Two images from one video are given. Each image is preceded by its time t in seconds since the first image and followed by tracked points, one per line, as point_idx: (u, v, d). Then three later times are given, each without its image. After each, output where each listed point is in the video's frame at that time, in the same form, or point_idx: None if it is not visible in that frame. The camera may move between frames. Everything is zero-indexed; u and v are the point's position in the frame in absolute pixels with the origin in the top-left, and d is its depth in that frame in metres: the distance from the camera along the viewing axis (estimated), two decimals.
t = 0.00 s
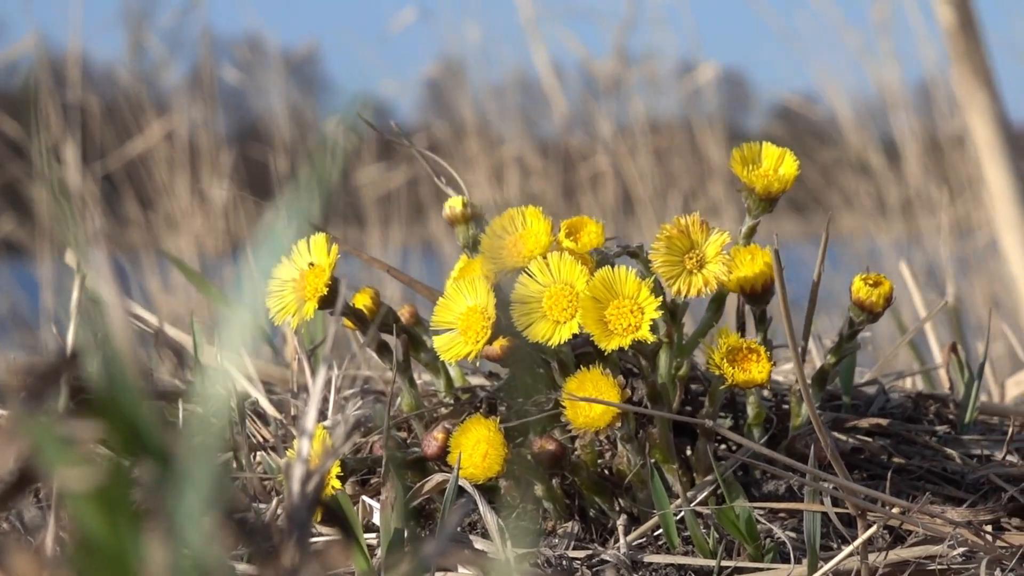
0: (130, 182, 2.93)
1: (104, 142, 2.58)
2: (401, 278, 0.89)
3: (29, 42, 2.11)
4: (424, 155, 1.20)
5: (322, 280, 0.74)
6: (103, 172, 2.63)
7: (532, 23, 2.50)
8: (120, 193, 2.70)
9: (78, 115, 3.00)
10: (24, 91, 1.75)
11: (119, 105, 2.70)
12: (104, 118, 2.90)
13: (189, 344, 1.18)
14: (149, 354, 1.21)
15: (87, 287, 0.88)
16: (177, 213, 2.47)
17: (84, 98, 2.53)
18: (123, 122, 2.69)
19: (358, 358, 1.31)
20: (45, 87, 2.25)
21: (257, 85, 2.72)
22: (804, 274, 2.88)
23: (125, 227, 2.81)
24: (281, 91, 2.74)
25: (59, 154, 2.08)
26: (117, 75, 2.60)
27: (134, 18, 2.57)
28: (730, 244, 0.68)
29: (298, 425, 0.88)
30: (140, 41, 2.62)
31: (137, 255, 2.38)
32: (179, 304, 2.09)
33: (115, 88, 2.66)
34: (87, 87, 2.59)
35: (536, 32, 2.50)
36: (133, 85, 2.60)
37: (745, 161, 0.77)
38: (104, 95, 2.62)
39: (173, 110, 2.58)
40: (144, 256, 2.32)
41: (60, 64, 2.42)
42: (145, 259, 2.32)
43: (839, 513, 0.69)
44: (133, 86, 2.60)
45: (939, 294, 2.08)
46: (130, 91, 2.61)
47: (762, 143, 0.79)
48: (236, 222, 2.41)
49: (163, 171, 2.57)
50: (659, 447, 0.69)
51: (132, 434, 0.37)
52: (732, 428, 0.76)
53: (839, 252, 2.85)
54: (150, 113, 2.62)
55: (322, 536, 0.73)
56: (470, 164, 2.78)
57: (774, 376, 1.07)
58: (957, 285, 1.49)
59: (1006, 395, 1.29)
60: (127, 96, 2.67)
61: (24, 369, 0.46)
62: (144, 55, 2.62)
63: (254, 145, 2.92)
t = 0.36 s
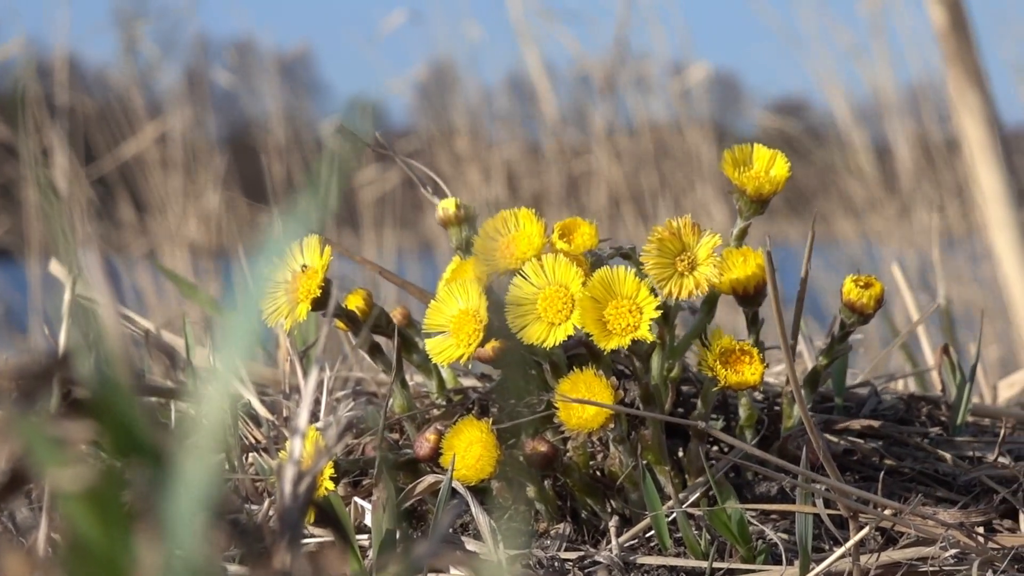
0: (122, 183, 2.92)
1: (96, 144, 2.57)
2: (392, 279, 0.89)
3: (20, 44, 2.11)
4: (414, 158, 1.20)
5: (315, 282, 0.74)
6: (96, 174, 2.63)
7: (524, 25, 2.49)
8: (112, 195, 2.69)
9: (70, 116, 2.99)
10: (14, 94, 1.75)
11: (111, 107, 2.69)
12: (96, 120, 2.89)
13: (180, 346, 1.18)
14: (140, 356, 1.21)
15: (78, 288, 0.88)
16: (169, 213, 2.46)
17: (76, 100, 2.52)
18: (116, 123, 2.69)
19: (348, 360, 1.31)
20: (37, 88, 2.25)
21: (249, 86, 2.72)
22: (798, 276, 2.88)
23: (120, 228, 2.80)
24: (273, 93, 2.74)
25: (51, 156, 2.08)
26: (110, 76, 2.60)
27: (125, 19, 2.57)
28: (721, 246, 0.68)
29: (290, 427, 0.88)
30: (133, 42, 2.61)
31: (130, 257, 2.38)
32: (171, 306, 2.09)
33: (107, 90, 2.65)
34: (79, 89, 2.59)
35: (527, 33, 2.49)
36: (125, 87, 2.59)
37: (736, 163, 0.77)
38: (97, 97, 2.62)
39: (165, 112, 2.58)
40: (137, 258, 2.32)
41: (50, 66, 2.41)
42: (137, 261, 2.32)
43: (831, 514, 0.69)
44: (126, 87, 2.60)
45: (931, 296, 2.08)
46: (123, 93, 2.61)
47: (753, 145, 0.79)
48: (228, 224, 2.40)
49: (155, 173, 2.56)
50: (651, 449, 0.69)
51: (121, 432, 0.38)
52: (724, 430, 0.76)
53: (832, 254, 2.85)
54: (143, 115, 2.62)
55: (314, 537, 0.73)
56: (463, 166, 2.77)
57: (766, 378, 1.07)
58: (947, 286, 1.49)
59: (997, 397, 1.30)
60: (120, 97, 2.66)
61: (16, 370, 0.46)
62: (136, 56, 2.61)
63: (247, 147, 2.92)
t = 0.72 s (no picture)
0: (115, 185, 2.92)
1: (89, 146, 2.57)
2: (385, 281, 0.89)
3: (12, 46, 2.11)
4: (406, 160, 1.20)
5: (308, 284, 0.74)
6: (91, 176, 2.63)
7: (512, 27, 2.49)
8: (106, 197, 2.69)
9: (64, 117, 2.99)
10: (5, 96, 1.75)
11: (105, 109, 2.69)
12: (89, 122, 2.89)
13: (173, 348, 1.18)
14: (133, 358, 1.21)
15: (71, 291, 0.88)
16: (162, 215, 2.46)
17: (69, 102, 2.52)
18: (109, 125, 2.68)
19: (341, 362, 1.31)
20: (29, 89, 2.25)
21: (242, 87, 2.72)
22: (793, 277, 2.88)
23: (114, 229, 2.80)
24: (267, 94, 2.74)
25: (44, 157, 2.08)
26: (103, 77, 2.60)
27: (118, 21, 2.57)
28: (715, 248, 0.68)
29: (283, 429, 0.88)
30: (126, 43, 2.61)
31: (123, 258, 2.38)
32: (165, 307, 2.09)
33: (100, 91, 2.65)
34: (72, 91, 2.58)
35: (514, 37, 2.49)
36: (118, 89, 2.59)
37: (728, 165, 0.77)
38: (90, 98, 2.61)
39: (157, 113, 2.57)
40: (130, 259, 2.32)
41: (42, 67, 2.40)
42: (131, 263, 2.32)
43: (823, 516, 0.69)
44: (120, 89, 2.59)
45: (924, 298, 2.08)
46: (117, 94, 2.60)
47: (746, 147, 0.79)
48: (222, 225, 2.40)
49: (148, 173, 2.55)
50: (645, 451, 0.69)
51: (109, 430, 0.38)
52: (718, 432, 0.76)
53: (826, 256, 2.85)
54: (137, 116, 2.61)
55: (307, 539, 0.73)
56: (457, 167, 2.77)
57: (760, 380, 1.07)
58: (940, 289, 1.49)
59: (991, 400, 1.30)
60: (114, 99, 2.66)
61: (10, 372, 0.46)
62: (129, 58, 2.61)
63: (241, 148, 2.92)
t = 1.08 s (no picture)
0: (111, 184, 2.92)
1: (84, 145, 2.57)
2: (379, 281, 0.89)
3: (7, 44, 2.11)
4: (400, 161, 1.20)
5: (301, 284, 0.74)
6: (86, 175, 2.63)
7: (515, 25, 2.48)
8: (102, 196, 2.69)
9: (59, 116, 2.99)
10: None
11: (101, 108, 2.69)
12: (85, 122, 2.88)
13: (167, 348, 1.18)
14: (126, 358, 1.21)
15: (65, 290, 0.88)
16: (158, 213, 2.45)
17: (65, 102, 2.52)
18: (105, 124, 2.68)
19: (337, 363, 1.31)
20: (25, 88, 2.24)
21: (238, 86, 2.72)
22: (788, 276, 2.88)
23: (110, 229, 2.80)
24: (262, 93, 2.74)
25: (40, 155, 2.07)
26: (99, 75, 2.60)
27: (114, 20, 2.57)
28: (709, 247, 0.68)
29: (277, 429, 0.88)
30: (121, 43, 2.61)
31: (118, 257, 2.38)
32: (161, 307, 2.09)
33: (95, 91, 2.65)
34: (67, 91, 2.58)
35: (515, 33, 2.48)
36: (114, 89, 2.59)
37: (722, 166, 0.77)
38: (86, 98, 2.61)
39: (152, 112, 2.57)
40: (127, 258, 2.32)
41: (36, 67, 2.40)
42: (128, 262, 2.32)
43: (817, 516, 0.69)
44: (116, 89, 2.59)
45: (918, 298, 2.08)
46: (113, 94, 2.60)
47: (739, 148, 0.79)
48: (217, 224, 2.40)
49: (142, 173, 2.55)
50: (639, 452, 0.69)
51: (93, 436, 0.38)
52: (712, 432, 0.76)
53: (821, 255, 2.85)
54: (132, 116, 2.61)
55: (302, 539, 0.73)
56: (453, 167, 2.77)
57: (753, 380, 1.07)
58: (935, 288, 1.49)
59: (986, 400, 1.30)
60: (109, 99, 2.66)
61: (4, 372, 0.46)
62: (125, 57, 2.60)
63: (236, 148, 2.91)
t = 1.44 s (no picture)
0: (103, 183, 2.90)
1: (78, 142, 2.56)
2: (372, 280, 0.89)
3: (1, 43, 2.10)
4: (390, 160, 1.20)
5: (294, 283, 0.74)
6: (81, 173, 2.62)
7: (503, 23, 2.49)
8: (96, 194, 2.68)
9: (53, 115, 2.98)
10: None
11: (94, 107, 2.68)
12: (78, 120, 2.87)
13: (159, 346, 1.18)
14: (118, 356, 1.21)
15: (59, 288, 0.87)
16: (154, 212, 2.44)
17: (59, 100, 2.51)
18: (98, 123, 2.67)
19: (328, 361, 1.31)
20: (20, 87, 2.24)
21: (233, 85, 2.72)
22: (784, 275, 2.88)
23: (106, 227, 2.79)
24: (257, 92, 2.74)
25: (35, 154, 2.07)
26: (93, 74, 2.59)
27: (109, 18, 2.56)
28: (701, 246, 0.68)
29: (270, 427, 0.88)
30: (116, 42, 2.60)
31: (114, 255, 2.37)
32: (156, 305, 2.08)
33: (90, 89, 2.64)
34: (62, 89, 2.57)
35: (503, 28, 2.45)
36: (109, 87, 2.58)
37: (717, 166, 0.77)
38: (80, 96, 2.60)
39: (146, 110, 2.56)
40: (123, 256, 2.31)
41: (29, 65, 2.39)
42: (123, 260, 2.31)
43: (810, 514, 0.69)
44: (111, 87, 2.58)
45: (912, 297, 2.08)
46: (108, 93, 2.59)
47: (734, 147, 0.79)
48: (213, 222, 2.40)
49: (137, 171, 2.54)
50: (631, 449, 0.69)
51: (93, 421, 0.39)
52: (705, 430, 0.76)
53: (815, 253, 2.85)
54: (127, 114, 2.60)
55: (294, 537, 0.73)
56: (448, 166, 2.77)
57: (746, 378, 1.07)
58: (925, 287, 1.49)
59: (977, 398, 1.30)
60: (103, 97, 2.65)
61: None
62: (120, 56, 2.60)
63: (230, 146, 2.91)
